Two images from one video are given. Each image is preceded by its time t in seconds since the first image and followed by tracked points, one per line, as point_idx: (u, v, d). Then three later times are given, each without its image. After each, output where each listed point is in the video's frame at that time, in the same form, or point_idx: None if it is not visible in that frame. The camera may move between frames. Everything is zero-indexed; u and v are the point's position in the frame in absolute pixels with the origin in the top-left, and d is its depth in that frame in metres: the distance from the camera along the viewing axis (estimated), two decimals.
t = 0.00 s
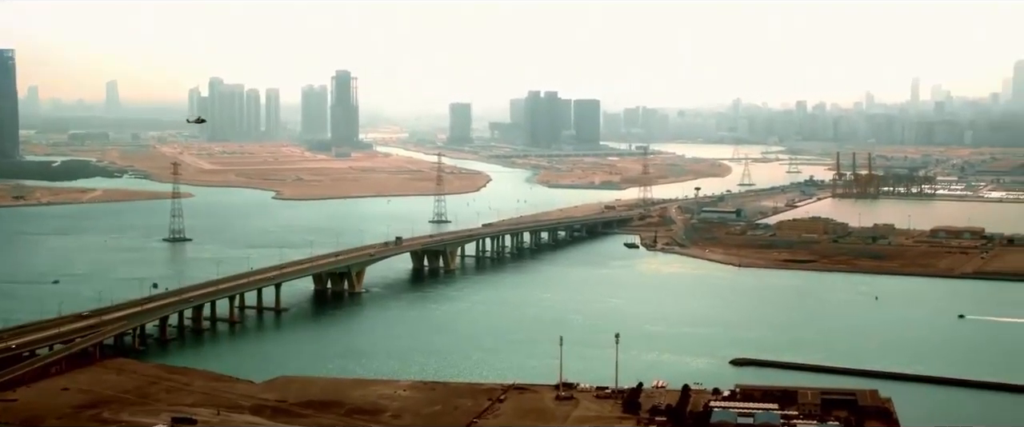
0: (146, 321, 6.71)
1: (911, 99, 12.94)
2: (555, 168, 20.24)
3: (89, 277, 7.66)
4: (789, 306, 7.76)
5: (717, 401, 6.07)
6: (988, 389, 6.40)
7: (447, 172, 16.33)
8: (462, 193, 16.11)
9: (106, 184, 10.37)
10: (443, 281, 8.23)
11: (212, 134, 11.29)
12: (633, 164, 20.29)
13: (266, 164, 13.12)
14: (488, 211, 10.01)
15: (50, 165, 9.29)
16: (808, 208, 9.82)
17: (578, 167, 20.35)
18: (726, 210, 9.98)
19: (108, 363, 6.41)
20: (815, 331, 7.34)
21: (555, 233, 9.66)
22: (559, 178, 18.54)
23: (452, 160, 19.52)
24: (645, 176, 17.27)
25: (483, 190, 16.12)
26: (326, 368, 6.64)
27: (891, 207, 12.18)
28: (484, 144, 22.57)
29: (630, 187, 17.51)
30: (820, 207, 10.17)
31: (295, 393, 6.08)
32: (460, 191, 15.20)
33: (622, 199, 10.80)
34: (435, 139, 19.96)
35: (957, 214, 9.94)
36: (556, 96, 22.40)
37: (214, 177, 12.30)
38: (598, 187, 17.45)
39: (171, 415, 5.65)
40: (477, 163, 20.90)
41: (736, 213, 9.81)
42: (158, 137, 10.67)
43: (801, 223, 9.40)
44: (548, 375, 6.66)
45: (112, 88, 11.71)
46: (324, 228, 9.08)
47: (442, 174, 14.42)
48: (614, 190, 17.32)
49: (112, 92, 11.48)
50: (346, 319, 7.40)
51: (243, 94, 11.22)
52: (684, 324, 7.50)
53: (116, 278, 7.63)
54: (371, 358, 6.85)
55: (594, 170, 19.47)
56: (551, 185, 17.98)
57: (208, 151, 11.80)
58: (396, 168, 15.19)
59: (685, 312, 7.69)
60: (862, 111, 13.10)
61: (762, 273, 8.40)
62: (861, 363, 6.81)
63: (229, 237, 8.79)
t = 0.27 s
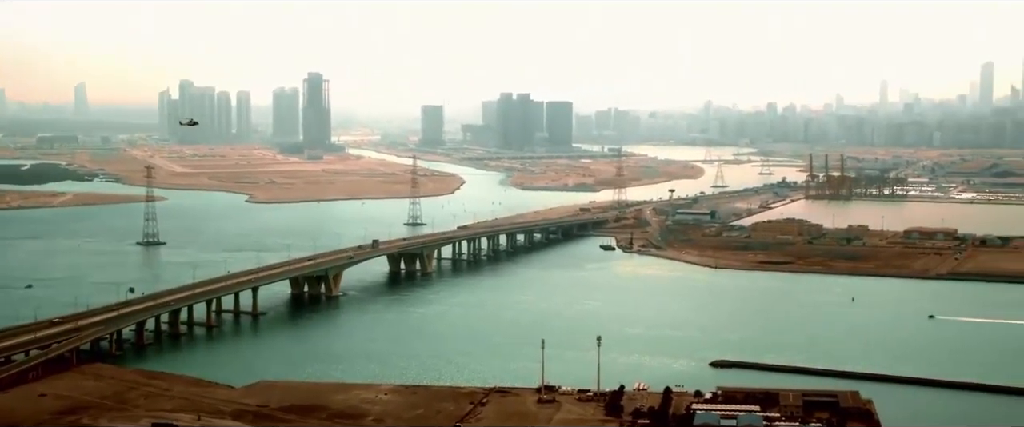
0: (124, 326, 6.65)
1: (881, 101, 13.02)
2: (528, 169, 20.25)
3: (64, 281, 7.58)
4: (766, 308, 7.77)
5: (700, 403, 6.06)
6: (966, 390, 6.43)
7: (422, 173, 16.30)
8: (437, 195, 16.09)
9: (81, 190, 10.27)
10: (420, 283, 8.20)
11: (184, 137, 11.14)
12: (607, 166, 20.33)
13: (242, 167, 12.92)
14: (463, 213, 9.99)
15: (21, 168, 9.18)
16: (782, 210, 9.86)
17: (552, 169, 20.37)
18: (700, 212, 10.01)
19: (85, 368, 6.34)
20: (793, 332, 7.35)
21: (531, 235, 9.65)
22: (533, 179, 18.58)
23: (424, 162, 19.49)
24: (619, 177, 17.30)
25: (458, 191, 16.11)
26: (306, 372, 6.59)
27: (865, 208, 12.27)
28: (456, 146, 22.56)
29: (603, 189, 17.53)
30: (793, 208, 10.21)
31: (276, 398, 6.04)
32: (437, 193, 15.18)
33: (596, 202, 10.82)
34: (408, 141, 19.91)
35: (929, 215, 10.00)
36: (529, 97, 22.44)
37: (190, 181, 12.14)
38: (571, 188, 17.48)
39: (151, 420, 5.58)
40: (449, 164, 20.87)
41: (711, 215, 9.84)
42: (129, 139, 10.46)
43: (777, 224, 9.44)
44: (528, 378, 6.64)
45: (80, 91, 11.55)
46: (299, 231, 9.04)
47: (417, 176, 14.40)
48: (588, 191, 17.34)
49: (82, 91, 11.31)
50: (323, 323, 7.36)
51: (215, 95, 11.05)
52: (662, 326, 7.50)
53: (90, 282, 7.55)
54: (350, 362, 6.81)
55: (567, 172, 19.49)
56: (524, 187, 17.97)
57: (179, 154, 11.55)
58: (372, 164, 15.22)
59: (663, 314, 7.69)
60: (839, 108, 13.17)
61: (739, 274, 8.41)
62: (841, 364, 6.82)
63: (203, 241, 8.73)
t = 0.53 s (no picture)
0: (101, 330, 6.58)
1: (851, 102, 13.10)
2: (500, 171, 20.23)
3: (37, 286, 7.50)
4: (744, 309, 7.77)
5: (682, 405, 6.05)
6: (945, 388, 6.45)
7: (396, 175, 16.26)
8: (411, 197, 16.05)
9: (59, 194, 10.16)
10: (397, 286, 8.17)
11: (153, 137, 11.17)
12: (580, 168, 20.33)
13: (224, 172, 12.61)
14: (438, 215, 9.97)
15: None
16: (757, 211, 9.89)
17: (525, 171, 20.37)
18: (674, 213, 10.03)
19: (62, 373, 6.27)
20: (772, 334, 7.35)
21: (506, 237, 9.64)
22: (505, 180, 18.59)
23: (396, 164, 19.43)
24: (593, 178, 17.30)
25: (432, 192, 16.09)
26: (285, 376, 6.54)
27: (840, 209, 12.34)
28: (427, 148, 22.51)
29: (578, 190, 17.52)
30: (767, 210, 10.24)
31: (257, 403, 5.98)
32: (411, 195, 15.15)
33: (571, 204, 10.83)
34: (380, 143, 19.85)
35: (902, 216, 10.07)
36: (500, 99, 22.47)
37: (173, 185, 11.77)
38: (545, 190, 17.48)
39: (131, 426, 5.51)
40: (421, 166, 20.82)
41: (685, 216, 9.86)
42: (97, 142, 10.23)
43: (752, 226, 9.46)
44: (509, 380, 6.61)
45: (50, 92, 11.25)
46: (274, 234, 8.99)
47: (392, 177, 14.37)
48: (562, 193, 17.33)
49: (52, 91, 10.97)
50: (301, 326, 7.31)
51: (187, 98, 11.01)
52: (640, 328, 7.49)
53: (65, 287, 7.47)
54: (329, 366, 6.76)
55: (539, 174, 19.49)
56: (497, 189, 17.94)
57: (150, 156, 11.33)
58: (344, 166, 15.19)
59: (641, 316, 7.68)
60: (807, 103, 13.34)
61: (716, 276, 8.42)
62: (821, 365, 6.82)
63: (178, 244, 8.66)
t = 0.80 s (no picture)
0: (81, 334, 6.52)
1: (825, 103, 13.13)
2: (477, 172, 20.19)
3: (15, 289, 7.42)
4: (724, 310, 7.77)
5: (667, 406, 6.03)
6: (928, 387, 6.45)
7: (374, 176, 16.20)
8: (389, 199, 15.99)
9: (34, 197, 9.99)
10: (377, 288, 8.14)
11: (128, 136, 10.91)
12: (558, 169, 20.32)
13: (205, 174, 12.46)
14: (417, 217, 9.96)
15: None
16: (734, 212, 9.93)
17: (502, 172, 20.33)
18: (653, 214, 10.05)
19: (42, 377, 6.21)
20: (753, 335, 7.35)
21: (485, 238, 9.64)
22: (483, 182, 18.56)
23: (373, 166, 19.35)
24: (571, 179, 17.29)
25: (410, 194, 16.03)
26: (267, 379, 6.49)
27: (819, 210, 12.37)
28: (403, 150, 22.47)
29: (555, 192, 17.51)
30: (745, 211, 10.29)
31: (240, 405, 5.93)
32: (389, 196, 15.09)
33: (548, 205, 10.84)
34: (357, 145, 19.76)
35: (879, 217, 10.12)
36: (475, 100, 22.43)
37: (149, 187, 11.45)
38: (523, 191, 17.45)
39: None
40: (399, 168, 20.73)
41: (664, 218, 9.89)
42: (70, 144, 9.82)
43: (730, 227, 9.49)
44: (493, 383, 6.57)
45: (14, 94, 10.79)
46: (252, 237, 8.95)
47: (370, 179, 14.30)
48: (540, 194, 17.31)
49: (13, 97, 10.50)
50: (282, 329, 7.27)
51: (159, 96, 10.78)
52: (622, 329, 7.48)
53: (43, 290, 7.40)
54: (311, 369, 6.72)
55: (517, 175, 19.47)
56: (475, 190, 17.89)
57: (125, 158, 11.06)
58: (321, 166, 15.11)
59: (621, 317, 7.67)
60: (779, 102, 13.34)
61: (695, 277, 8.43)
62: (803, 366, 6.82)
63: (155, 248, 8.61)
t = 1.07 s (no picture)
0: (59, 338, 6.46)
1: (798, 106, 13.20)
2: (450, 175, 20.20)
3: None
4: (703, 312, 7.77)
5: (650, 409, 6.01)
6: (909, 386, 6.45)
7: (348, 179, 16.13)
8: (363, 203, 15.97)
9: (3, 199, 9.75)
10: (354, 292, 8.11)
11: (97, 141, 10.37)
12: (532, 172, 20.36)
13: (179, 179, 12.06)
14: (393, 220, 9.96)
15: None
16: (709, 214, 9.98)
17: (476, 174, 20.31)
18: (628, 216, 10.09)
19: (20, 382, 6.14)
20: (732, 337, 7.35)
21: (461, 241, 9.65)
22: (456, 184, 18.54)
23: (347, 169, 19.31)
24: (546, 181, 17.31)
25: (383, 197, 16.00)
26: (247, 383, 6.44)
27: (791, 211, 12.42)
28: (376, 152, 22.45)
29: (530, 194, 17.53)
30: (720, 212, 10.35)
31: (220, 410, 5.86)
32: (363, 199, 15.07)
33: (524, 207, 10.87)
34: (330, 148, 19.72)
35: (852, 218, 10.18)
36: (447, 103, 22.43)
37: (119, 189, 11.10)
38: (497, 194, 17.43)
39: None
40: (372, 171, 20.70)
41: (639, 220, 9.93)
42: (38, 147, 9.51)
43: (706, 228, 9.53)
44: (475, 385, 6.54)
45: None
46: (227, 241, 8.91)
47: (344, 182, 14.25)
48: (515, 197, 17.34)
49: None
50: (260, 333, 7.23)
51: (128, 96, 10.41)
52: (601, 332, 7.46)
53: (19, 294, 7.33)
54: (291, 372, 6.66)
55: (491, 177, 19.50)
56: (450, 192, 17.90)
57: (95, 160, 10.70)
58: (294, 169, 15.05)
59: (600, 319, 7.66)
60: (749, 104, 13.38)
61: (672, 279, 8.45)
62: (784, 368, 6.81)
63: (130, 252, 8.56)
